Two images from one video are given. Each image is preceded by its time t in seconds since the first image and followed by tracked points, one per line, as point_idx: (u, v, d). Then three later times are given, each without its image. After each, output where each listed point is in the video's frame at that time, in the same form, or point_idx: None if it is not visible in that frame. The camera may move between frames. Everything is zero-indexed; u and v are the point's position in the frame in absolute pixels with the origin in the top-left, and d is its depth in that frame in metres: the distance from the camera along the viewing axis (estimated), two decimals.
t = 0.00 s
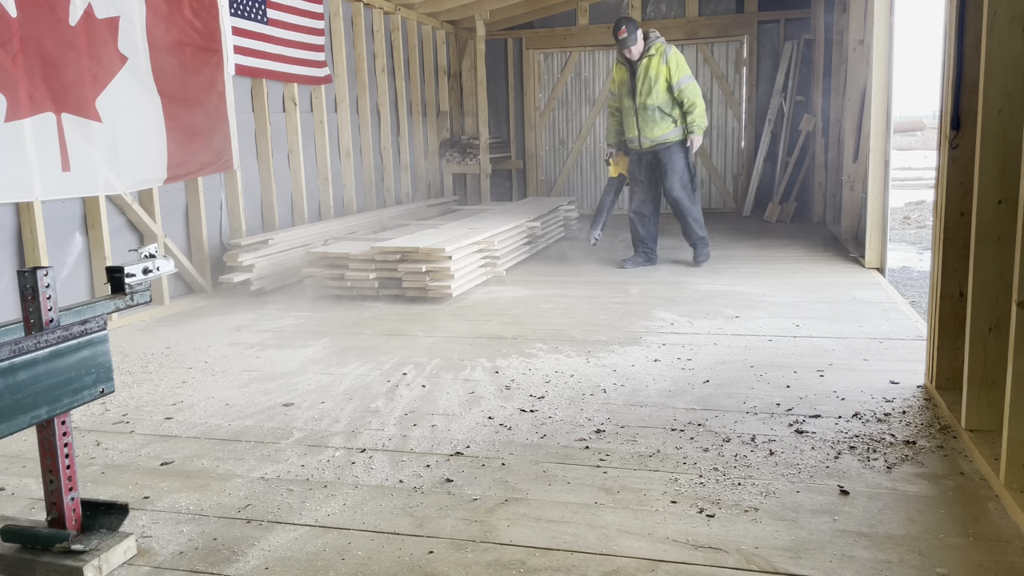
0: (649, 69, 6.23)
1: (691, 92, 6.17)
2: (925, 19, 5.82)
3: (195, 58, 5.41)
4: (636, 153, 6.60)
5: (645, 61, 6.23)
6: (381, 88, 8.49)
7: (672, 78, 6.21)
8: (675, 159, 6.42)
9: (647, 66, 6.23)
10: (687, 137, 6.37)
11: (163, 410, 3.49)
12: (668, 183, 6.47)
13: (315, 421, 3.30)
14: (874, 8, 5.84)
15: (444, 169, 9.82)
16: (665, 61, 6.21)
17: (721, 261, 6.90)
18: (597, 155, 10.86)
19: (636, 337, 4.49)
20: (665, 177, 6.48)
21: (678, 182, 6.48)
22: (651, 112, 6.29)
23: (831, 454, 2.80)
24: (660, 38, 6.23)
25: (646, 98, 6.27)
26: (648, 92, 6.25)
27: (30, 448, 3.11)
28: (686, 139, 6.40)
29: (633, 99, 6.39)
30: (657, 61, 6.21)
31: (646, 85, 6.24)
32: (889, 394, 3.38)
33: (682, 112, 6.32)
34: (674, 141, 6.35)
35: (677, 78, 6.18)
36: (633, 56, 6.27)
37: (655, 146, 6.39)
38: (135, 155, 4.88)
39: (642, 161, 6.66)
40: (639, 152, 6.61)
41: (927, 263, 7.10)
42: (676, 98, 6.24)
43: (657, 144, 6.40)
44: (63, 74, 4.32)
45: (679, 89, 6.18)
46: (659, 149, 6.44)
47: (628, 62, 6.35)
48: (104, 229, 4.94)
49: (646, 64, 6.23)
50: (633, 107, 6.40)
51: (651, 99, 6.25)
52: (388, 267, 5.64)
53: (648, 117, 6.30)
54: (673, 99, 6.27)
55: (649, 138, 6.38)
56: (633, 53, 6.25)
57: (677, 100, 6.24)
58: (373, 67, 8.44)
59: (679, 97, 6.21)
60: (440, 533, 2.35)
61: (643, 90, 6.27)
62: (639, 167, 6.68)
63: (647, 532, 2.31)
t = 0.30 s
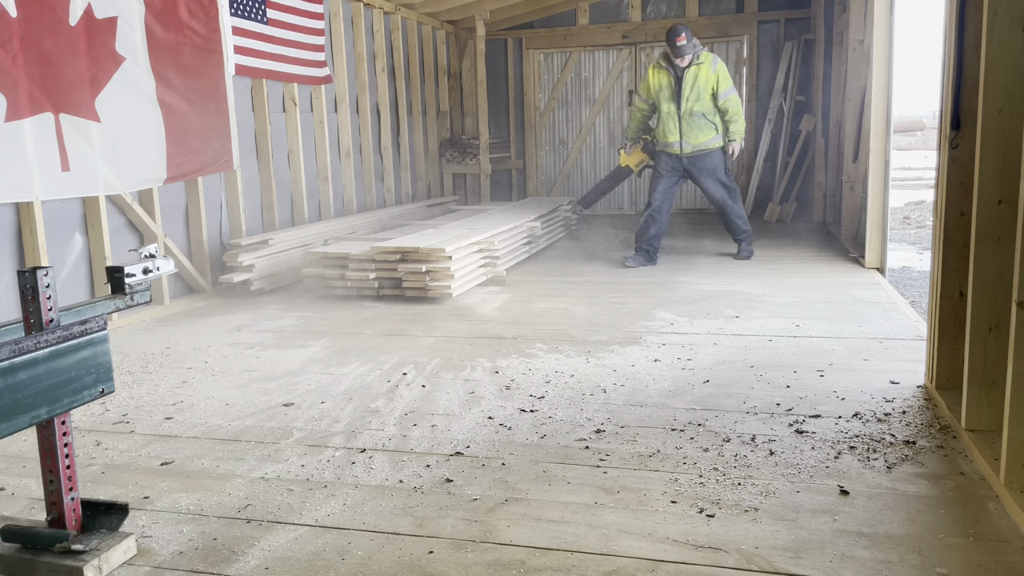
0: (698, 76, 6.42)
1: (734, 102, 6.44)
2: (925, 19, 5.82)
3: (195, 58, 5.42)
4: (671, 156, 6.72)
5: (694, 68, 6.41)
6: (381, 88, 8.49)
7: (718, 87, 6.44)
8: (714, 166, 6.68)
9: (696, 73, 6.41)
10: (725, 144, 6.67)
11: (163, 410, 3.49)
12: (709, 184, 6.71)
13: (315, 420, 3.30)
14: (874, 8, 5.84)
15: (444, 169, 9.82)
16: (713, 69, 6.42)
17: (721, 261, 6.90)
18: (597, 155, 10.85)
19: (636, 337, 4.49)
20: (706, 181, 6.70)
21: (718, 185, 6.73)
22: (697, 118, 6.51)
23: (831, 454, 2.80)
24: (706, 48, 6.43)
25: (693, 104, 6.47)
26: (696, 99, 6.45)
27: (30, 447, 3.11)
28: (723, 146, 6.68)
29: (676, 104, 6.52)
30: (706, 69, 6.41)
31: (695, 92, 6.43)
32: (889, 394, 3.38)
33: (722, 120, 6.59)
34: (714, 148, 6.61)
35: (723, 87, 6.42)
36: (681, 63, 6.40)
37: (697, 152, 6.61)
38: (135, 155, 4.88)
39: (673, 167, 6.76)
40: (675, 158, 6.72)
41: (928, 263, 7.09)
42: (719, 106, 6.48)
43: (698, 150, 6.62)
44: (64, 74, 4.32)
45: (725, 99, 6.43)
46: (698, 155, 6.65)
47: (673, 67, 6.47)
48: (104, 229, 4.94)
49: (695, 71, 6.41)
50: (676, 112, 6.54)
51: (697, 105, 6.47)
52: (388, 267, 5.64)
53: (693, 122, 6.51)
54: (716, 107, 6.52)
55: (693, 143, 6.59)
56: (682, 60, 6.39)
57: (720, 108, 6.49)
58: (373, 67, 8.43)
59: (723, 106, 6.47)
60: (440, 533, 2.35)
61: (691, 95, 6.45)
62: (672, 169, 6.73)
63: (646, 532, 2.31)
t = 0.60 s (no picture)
0: (741, 76, 6.54)
1: (774, 102, 6.58)
2: (925, 18, 5.82)
3: (195, 58, 5.42)
4: (709, 152, 6.83)
5: (737, 67, 6.52)
6: (381, 88, 8.48)
7: (759, 87, 6.58)
8: (749, 164, 6.80)
9: (739, 72, 6.53)
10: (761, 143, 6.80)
11: (163, 410, 3.49)
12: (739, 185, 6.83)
13: (314, 420, 3.30)
14: (874, 8, 5.84)
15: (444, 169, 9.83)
16: (755, 69, 6.55)
17: (721, 261, 6.90)
18: (597, 155, 10.84)
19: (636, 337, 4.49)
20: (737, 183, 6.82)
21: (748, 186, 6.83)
22: (738, 117, 6.63)
23: (831, 454, 2.80)
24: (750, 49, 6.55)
25: (735, 103, 6.58)
26: (738, 97, 6.56)
27: (30, 447, 3.11)
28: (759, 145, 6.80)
29: (717, 102, 6.63)
30: (749, 68, 6.53)
31: (737, 90, 6.55)
32: (889, 394, 3.38)
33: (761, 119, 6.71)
34: (752, 146, 6.72)
35: (765, 87, 6.55)
36: (725, 61, 6.51)
37: (735, 149, 6.73)
38: (134, 155, 4.88)
39: (708, 163, 6.87)
40: (713, 155, 6.83)
41: (928, 263, 7.09)
42: (760, 105, 6.61)
43: (736, 147, 6.74)
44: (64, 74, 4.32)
45: (766, 98, 6.57)
46: (736, 152, 6.77)
47: (717, 66, 6.58)
48: (104, 229, 4.94)
49: (738, 70, 6.53)
50: (717, 109, 6.65)
51: (739, 104, 6.59)
52: (388, 267, 5.64)
53: (734, 120, 6.62)
54: (756, 107, 6.65)
55: (732, 141, 6.71)
56: (726, 59, 6.50)
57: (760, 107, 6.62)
58: (373, 67, 8.43)
59: (764, 105, 6.60)
60: (440, 533, 2.35)
61: (734, 94, 6.56)
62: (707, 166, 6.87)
63: (646, 532, 2.31)
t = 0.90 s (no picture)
0: (755, 73, 6.93)
1: (789, 95, 6.95)
2: (925, 18, 5.82)
3: (195, 58, 5.42)
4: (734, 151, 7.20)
5: (750, 65, 6.91)
6: (381, 88, 8.48)
7: (774, 82, 6.96)
8: (772, 158, 7.13)
9: (753, 70, 6.92)
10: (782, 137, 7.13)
11: (163, 410, 3.49)
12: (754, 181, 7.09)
13: (314, 420, 3.30)
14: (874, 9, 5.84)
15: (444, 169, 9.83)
16: (768, 65, 6.93)
17: (721, 261, 6.89)
18: (597, 155, 10.83)
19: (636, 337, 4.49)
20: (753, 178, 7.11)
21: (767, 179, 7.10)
22: (756, 113, 6.98)
23: (831, 454, 2.80)
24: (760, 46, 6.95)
25: (752, 100, 6.95)
26: (754, 94, 6.94)
27: (30, 447, 3.11)
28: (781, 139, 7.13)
29: (735, 101, 7.02)
30: (761, 65, 6.92)
31: (752, 88, 6.93)
32: (889, 394, 3.38)
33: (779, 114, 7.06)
34: (773, 139, 7.06)
35: (778, 82, 6.93)
36: (737, 60, 6.91)
37: (757, 145, 7.07)
38: (134, 155, 4.88)
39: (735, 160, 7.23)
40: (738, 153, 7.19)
41: (928, 263, 7.10)
42: (777, 100, 7.00)
43: (758, 143, 7.08)
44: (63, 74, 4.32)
45: (782, 92, 6.95)
46: (758, 147, 7.11)
47: (731, 66, 6.98)
48: (104, 229, 4.94)
49: (752, 68, 6.91)
50: (736, 108, 7.03)
51: (756, 101, 6.96)
52: (388, 267, 5.64)
53: (753, 117, 6.99)
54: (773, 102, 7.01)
55: (754, 137, 7.05)
56: (738, 58, 6.91)
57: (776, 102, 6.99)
58: (373, 67, 8.43)
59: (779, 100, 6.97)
60: (440, 533, 2.35)
61: (749, 91, 6.94)
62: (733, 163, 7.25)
63: (646, 533, 2.31)
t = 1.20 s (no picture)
0: (763, 69, 6.95)
1: (799, 88, 6.93)
2: (925, 18, 5.81)
3: (195, 58, 5.42)
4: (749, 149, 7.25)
5: (757, 61, 6.94)
6: (381, 88, 8.48)
7: (783, 76, 6.95)
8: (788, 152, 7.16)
9: (760, 66, 6.94)
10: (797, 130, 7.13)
11: (163, 410, 3.49)
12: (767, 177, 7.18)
13: (314, 420, 3.30)
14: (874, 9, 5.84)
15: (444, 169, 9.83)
16: (775, 60, 6.94)
17: (721, 261, 6.89)
18: (597, 155, 10.83)
19: (636, 337, 4.49)
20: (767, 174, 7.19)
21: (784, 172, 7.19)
22: (767, 109, 7.01)
23: (831, 454, 2.80)
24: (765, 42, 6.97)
25: (762, 96, 6.98)
26: (763, 91, 6.96)
27: (30, 448, 3.11)
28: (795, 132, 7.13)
29: (746, 99, 7.06)
30: (769, 60, 6.93)
31: (761, 84, 6.96)
32: (889, 394, 3.38)
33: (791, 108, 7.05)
34: (787, 134, 7.06)
35: (786, 76, 6.93)
36: (743, 58, 6.95)
37: (772, 140, 7.09)
38: (134, 155, 4.88)
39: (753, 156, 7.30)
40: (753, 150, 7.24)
41: (928, 263, 7.10)
42: (787, 94, 6.99)
43: (773, 138, 7.10)
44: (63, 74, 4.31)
45: (792, 86, 6.94)
46: (773, 143, 7.13)
47: (737, 64, 7.02)
48: (104, 229, 4.94)
49: (759, 64, 6.94)
50: (747, 106, 7.06)
51: (766, 97, 6.98)
52: (388, 267, 5.64)
53: (765, 113, 7.01)
54: (784, 96, 7.01)
55: (768, 133, 7.08)
56: (745, 56, 6.95)
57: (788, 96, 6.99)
58: (373, 67, 8.43)
59: (790, 93, 6.97)
60: (440, 533, 2.35)
61: (759, 87, 6.96)
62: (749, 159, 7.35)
63: (647, 533, 2.31)
